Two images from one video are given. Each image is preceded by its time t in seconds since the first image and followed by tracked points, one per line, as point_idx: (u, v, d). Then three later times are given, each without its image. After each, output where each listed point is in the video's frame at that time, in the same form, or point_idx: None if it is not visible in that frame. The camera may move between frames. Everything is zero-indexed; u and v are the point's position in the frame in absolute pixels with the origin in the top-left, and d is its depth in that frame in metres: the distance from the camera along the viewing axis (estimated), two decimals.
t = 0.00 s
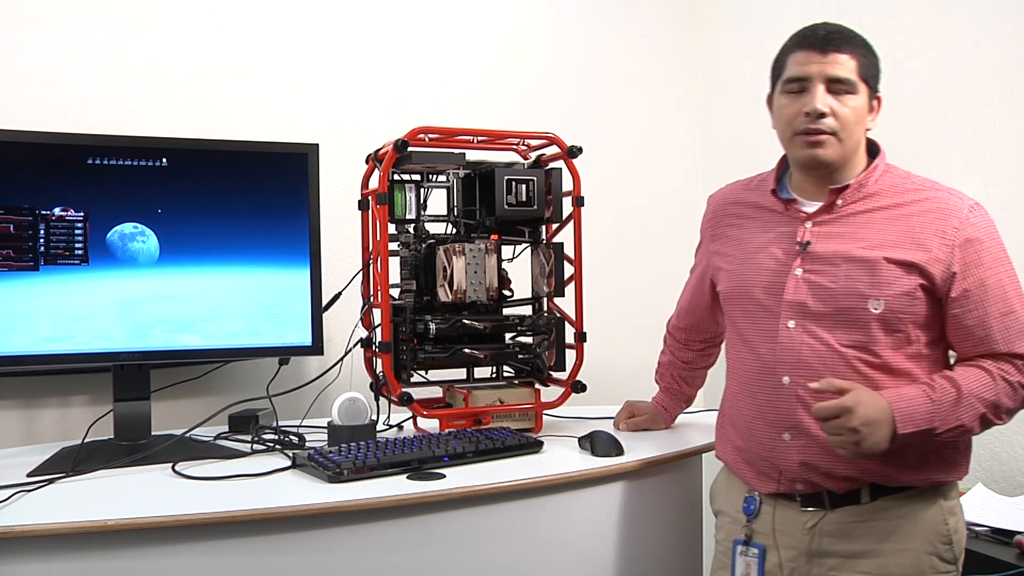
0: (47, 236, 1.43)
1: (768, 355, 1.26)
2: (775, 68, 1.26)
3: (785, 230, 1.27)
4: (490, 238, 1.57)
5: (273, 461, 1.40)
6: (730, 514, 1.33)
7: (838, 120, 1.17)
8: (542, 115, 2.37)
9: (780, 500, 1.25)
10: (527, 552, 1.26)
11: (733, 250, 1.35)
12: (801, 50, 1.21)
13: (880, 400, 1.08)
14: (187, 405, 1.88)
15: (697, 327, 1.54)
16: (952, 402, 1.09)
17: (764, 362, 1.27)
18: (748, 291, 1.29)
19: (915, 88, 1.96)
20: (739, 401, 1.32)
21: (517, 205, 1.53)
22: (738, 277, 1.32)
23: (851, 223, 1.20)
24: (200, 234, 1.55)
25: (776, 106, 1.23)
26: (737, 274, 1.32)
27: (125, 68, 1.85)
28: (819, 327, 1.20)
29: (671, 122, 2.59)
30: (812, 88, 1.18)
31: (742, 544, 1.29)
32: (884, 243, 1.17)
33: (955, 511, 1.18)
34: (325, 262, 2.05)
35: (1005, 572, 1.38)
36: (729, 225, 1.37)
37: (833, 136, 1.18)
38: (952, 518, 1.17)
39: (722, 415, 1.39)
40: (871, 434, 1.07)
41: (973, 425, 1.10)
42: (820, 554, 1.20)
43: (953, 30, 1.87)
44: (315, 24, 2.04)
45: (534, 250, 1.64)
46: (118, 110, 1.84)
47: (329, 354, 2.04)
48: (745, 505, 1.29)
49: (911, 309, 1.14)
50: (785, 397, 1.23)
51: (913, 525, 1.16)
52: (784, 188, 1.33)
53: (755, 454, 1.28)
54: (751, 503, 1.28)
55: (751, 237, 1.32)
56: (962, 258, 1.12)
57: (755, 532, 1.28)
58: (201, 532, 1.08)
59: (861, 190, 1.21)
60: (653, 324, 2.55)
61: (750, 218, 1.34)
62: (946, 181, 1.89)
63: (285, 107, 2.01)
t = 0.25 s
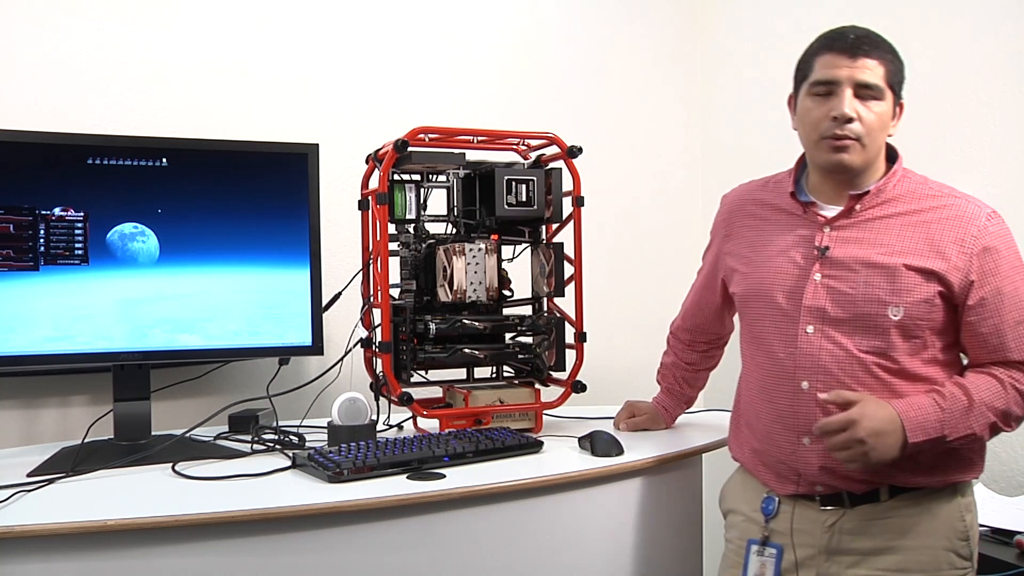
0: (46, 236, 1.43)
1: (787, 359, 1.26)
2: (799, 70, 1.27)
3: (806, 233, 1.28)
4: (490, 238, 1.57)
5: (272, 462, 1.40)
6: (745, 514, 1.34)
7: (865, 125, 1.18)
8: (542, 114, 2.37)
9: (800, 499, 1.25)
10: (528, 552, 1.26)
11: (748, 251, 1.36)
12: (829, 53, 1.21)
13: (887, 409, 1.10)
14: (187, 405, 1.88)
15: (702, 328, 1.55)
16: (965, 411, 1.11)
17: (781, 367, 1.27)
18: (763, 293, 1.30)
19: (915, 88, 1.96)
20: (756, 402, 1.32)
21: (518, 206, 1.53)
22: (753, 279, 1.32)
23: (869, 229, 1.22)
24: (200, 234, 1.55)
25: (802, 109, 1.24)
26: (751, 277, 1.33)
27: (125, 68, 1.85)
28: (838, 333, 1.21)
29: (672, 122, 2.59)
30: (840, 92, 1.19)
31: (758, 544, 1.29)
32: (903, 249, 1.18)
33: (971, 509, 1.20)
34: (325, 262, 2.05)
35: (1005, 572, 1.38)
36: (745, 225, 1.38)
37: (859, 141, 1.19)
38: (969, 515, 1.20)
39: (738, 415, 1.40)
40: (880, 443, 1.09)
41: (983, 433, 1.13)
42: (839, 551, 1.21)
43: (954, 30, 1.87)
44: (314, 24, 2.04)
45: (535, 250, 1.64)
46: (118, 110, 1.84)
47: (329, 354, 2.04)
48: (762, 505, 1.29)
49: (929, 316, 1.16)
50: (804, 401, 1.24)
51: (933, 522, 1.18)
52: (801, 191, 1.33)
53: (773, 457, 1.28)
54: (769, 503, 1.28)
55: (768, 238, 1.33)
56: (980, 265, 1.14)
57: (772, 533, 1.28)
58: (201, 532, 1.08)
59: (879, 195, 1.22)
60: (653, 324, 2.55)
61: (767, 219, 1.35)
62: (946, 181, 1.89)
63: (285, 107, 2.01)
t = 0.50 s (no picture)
0: (46, 236, 1.43)
1: (793, 355, 1.26)
2: (806, 71, 1.28)
3: (813, 232, 1.29)
4: (490, 238, 1.57)
5: (273, 462, 1.40)
6: (751, 511, 1.34)
7: (870, 125, 1.19)
8: (542, 115, 2.37)
9: (806, 494, 1.27)
10: (528, 552, 1.26)
11: (754, 250, 1.37)
12: (836, 54, 1.22)
13: (899, 405, 1.11)
14: (187, 405, 1.88)
15: (708, 328, 1.56)
16: (977, 406, 1.12)
17: (786, 364, 1.27)
18: (769, 291, 1.30)
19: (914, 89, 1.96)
20: (762, 400, 1.32)
21: (518, 206, 1.53)
22: (758, 278, 1.33)
23: (875, 227, 1.22)
24: (200, 234, 1.55)
25: (809, 109, 1.25)
26: (757, 275, 1.33)
27: (125, 68, 1.85)
28: (844, 328, 1.21)
29: (672, 122, 2.60)
30: (846, 92, 1.20)
31: (764, 540, 1.29)
32: (909, 247, 1.18)
33: (975, 507, 1.21)
34: (325, 262, 2.05)
35: (1005, 572, 1.38)
36: (752, 224, 1.39)
37: (864, 141, 1.20)
38: (973, 512, 1.20)
39: (744, 413, 1.40)
40: (891, 442, 1.09)
41: (995, 428, 1.14)
42: (844, 548, 1.22)
43: (954, 30, 1.87)
44: (314, 24, 2.04)
45: (534, 250, 1.64)
46: (118, 110, 1.84)
47: (329, 354, 2.04)
48: (768, 502, 1.30)
49: (935, 312, 1.16)
50: (810, 397, 1.24)
51: (938, 518, 1.19)
52: (809, 191, 1.34)
53: (780, 452, 1.29)
54: (775, 500, 1.29)
55: (773, 238, 1.34)
56: (985, 263, 1.15)
57: (778, 530, 1.28)
58: (201, 531, 1.08)
59: (885, 194, 1.23)
60: (653, 323, 2.55)
61: (774, 219, 1.36)
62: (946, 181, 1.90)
63: (285, 107, 2.01)
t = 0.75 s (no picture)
0: (47, 236, 1.43)
1: (778, 347, 1.29)
2: (795, 73, 1.29)
3: (799, 230, 1.30)
4: (490, 238, 1.57)
5: (273, 461, 1.40)
6: (746, 509, 1.35)
7: (853, 122, 1.20)
8: (542, 115, 2.37)
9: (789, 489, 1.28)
10: (527, 552, 1.26)
11: (746, 250, 1.38)
12: (821, 54, 1.24)
13: (879, 399, 1.11)
14: (187, 405, 1.88)
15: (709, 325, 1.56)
16: (956, 398, 1.11)
17: (773, 356, 1.29)
18: (762, 287, 1.32)
19: (914, 89, 1.96)
20: (751, 395, 1.34)
21: (518, 205, 1.53)
22: (750, 275, 1.34)
23: (859, 224, 1.23)
24: (200, 234, 1.55)
25: (794, 107, 1.26)
26: (749, 272, 1.34)
27: (125, 68, 1.85)
28: (827, 322, 1.22)
29: (672, 122, 2.59)
30: (830, 90, 1.21)
31: (758, 537, 1.31)
32: (891, 242, 1.19)
33: (959, 503, 1.20)
34: (325, 262, 2.05)
35: (1005, 572, 1.38)
36: (744, 225, 1.40)
37: (847, 138, 1.21)
38: (957, 509, 1.19)
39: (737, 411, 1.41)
40: (869, 434, 1.09)
41: (976, 420, 1.12)
42: (829, 544, 1.23)
43: (954, 30, 1.87)
44: (314, 24, 2.04)
45: (535, 250, 1.64)
46: (119, 110, 1.84)
47: (329, 354, 2.04)
48: (760, 500, 1.31)
49: (917, 306, 1.16)
50: (794, 389, 1.26)
51: (919, 515, 1.18)
52: (796, 189, 1.36)
53: (765, 445, 1.30)
54: (765, 498, 1.30)
55: (763, 237, 1.35)
56: (966, 258, 1.14)
57: (769, 526, 1.30)
58: (201, 531, 1.08)
59: (870, 192, 1.23)
60: (653, 324, 2.55)
61: (766, 220, 1.37)
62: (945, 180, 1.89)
63: (285, 107, 2.01)
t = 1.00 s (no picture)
0: (47, 236, 1.43)
1: (757, 347, 1.33)
2: (767, 77, 1.31)
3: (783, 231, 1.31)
4: (490, 238, 1.57)
5: (273, 461, 1.40)
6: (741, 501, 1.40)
7: (822, 128, 1.22)
8: (542, 115, 2.37)
9: (773, 482, 1.32)
10: (526, 552, 1.26)
11: (732, 254, 1.41)
12: (790, 61, 1.26)
13: (855, 365, 1.08)
14: (187, 405, 1.88)
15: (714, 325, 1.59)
16: (924, 378, 1.09)
17: (755, 353, 1.34)
18: (745, 290, 1.35)
19: (915, 88, 1.96)
20: (739, 392, 1.39)
21: (518, 205, 1.53)
22: (734, 277, 1.38)
23: (828, 223, 1.25)
24: (200, 234, 1.55)
25: (766, 114, 1.28)
26: (733, 275, 1.38)
27: (125, 68, 1.85)
28: (800, 320, 1.25)
29: (672, 122, 2.59)
30: (798, 96, 1.23)
31: (747, 526, 1.36)
32: (857, 240, 1.20)
33: (940, 498, 1.20)
34: (325, 262, 2.05)
35: (1005, 572, 1.38)
36: (731, 229, 1.43)
37: (817, 143, 1.23)
38: (937, 504, 1.19)
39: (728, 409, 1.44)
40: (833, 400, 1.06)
41: (945, 402, 1.09)
42: (812, 536, 1.25)
43: (954, 29, 1.86)
44: (315, 24, 2.04)
45: (535, 250, 1.64)
46: (119, 110, 1.84)
47: (329, 354, 2.04)
48: (751, 492, 1.36)
49: (883, 302, 1.17)
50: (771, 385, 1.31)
51: (897, 509, 1.19)
52: (773, 192, 1.40)
53: (750, 441, 1.34)
54: (755, 490, 1.35)
55: (747, 240, 1.38)
56: (930, 251, 1.14)
57: (757, 517, 1.35)
58: (200, 532, 1.08)
59: (842, 192, 1.25)
60: (653, 323, 2.55)
61: (751, 224, 1.39)
62: (945, 180, 1.89)
63: (285, 107, 2.01)
